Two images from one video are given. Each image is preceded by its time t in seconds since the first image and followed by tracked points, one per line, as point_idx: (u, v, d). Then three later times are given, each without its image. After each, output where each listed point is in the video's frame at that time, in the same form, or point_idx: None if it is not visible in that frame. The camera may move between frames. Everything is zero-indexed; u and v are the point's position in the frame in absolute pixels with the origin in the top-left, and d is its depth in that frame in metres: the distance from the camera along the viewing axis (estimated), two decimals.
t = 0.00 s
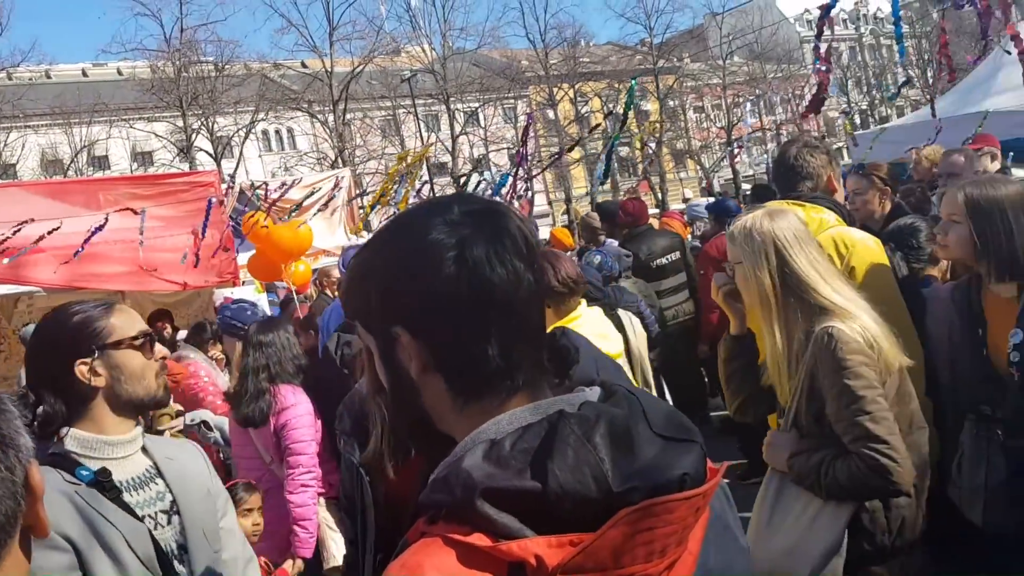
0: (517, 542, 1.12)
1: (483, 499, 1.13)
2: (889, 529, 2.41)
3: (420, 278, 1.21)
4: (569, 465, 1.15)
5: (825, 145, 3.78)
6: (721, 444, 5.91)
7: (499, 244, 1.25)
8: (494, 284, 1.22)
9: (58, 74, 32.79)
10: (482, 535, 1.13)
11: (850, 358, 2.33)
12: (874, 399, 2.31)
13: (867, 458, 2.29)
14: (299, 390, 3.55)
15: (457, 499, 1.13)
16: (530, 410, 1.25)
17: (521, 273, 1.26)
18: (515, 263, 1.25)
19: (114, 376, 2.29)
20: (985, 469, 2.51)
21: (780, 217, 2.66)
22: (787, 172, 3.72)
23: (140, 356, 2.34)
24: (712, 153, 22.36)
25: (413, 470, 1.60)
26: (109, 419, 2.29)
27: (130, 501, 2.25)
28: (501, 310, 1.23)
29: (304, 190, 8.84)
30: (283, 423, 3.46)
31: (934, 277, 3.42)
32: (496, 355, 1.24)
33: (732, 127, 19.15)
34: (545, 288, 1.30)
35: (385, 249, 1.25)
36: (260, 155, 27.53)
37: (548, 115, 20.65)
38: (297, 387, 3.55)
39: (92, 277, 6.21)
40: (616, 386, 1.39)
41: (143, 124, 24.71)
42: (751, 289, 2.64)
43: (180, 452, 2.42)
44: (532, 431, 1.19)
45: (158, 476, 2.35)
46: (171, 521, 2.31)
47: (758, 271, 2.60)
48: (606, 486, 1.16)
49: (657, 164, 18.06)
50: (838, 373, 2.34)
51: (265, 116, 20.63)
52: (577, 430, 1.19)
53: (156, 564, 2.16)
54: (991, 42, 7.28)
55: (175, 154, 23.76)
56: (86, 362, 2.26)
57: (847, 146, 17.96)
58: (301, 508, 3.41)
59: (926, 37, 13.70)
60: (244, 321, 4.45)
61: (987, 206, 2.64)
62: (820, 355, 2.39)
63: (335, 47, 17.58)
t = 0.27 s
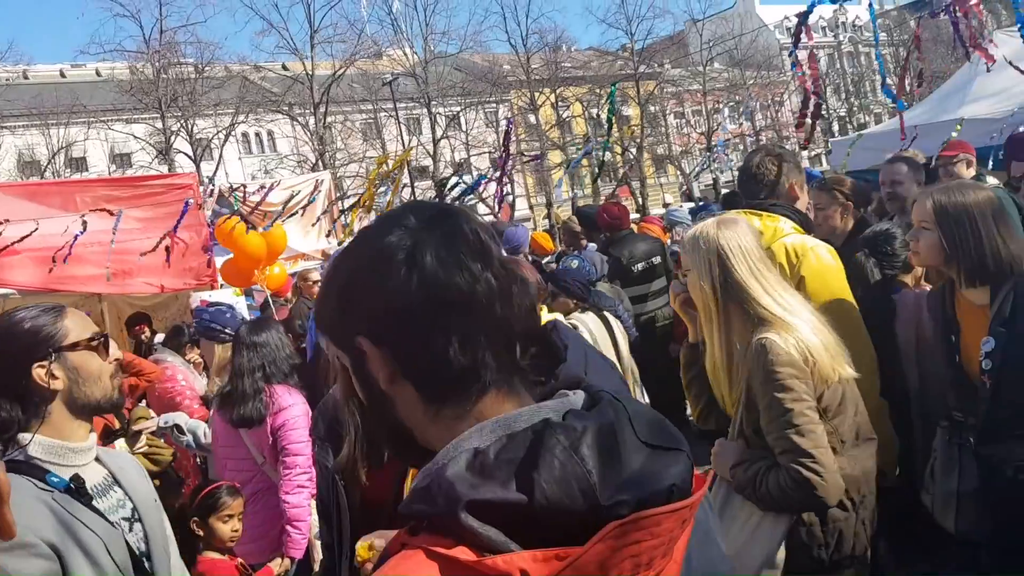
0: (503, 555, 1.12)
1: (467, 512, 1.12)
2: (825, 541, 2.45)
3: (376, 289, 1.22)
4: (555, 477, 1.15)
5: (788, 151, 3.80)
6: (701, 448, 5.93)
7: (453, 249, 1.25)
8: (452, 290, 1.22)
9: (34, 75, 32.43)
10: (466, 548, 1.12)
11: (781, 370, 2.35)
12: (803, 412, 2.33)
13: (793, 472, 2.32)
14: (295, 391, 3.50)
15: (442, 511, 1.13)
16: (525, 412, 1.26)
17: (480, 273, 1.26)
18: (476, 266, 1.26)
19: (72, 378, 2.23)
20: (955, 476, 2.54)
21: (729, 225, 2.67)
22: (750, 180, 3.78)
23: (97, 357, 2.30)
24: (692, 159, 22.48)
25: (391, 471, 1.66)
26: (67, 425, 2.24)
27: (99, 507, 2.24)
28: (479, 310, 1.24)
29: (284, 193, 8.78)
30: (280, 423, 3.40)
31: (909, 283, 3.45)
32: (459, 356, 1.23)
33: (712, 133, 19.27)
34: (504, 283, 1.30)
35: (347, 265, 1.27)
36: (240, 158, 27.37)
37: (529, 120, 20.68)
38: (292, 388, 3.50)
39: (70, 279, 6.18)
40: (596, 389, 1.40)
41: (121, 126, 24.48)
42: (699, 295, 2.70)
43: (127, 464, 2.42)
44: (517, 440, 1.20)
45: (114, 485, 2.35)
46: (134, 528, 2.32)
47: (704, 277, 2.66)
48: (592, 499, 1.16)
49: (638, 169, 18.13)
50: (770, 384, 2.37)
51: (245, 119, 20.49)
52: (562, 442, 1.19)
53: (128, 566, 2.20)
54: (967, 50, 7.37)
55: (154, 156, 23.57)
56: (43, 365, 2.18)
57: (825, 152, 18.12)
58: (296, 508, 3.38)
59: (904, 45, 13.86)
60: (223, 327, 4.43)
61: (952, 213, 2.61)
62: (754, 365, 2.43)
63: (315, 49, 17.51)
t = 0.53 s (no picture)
0: (501, 553, 1.13)
1: (466, 508, 1.13)
2: (787, 546, 2.55)
3: (364, 291, 1.23)
4: (555, 475, 1.16)
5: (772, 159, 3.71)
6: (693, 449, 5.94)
7: (443, 251, 1.25)
8: (442, 294, 1.22)
9: (30, 66, 32.36)
10: (464, 544, 1.13)
11: (738, 378, 2.42)
12: (759, 420, 2.39)
13: (746, 479, 2.37)
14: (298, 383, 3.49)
15: (441, 507, 1.14)
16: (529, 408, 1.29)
17: (468, 275, 1.26)
18: (464, 269, 1.26)
19: (60, 370, 2.24)
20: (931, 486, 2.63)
21: (700, 233, 2.72)
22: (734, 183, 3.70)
23: (85, 350, 2.32)
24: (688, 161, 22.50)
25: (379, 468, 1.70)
26: (53, 414, 2.24)
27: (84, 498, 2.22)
28: (470, 317, 1.25)
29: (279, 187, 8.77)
30: (281, 415, 3.39)
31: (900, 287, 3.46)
32: (447, 359, 1.24)
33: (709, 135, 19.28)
34: (492, 286, 1.30)
35: (336, 267, 1.28)
36: (236, 153, 27.33)
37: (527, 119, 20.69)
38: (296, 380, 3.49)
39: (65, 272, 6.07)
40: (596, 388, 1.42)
41: (117, 118, 24.43)
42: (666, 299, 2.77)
43: (113, 455, 2.42)
44: (515, 438, 1.21)
45: (99, 476, 2.35)
46: (117, 518, 2.32)
47: (671, 283, 2.73)
48: (593, 497, 1.17)
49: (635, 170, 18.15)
50: (728, 392, 2.44)
51: (242, 113, 20.46)
52: (563, 440, 1.20)
53: (113, 561, 2.17)
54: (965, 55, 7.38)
55: (150, 149, 23.53)
56: (31, 356, 2.20)
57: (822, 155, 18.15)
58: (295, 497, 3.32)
59: (901, 50, 13.89)
60: (217, 322, 4.41)
61: (935, 219, 2.61)
62: (714, 372, 2.50)
63: (314, 45, 17.50)
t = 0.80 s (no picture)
0: (523, 546, 1.15)
1: (488, 501, 1.14)
2: (778, 543, 2.58)
3: (388, 293, 1.23)
4: (577, 470, 1.17)
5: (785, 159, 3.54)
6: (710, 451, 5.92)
7: (467, 259, 1.26)
8: (464, 303, 1.23)
9: (54, 59, 32.64)
10: (486, 536, 1.15)
11: (740, 380, 2.50)
12: (758, 420, 2.46)
13: (746, 477, 2.42)
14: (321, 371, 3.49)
15: (463, 500, 1.14)
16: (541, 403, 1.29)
17: (489, 283, 1.27)
18: (485, 277, 1.26)
19: (85, 356, 2.26)
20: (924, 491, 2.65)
21: (703, 237, 2.83)
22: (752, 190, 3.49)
23: (111, 337, 2.32)
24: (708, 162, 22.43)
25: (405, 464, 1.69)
26: (78, 399, 2.25)
27: (105, 481, 2.23)
28: (493, 327, 1.26)
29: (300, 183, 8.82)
30: (306, 401, 3.39)
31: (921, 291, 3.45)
32: (464, 366, 1.25)
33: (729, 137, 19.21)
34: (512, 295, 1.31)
35: (359, 268, 1.28)
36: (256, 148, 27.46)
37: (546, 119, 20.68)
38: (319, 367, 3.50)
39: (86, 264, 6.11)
40: (616, 383, 1.41)
41: (140, 112, 24.62)
42: (667, 302, 2.88)
43: (145, 436, 2.41)
44: (537, 433, 1.21)
45: (126, 457, 2.34)
46: (143, 500, 2.30)
47: (672, 286, 2.83)
48: (615, 492, 1.18)
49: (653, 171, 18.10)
50: (729, 394, 2.51)
51: (264, 109, 20.57)
52: (585, 435, 1.20)
53: (131, 543, 2.20)
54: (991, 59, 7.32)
55: (171, 143, 23.67)
56: (57, 343, 2.23)
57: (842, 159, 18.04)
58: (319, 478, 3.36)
59: (926, 54, 13.78)
60: (233, 315, 4.42)
61: (942, 226, 2.69)
62: (716, 373, 2.58)
63: (335, 42, 17.56)
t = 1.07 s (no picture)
0: (545, 544, 1.13)
1: (509, 499, 1.13)
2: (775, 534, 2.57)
3: (409, 301, 1.23)
4: (599, 468, 1.16)
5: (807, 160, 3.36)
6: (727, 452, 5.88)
7: (487, 265, 1.26)
8: (482, 309, 1.23)
9: (77, 54, 32.94)
10: (507, 534, 1.14)
11: (744, 375, 2.50)
12: (762, 416, 2.45)
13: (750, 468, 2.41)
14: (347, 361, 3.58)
15: (483, 498, 1.13)
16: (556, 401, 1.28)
17: (508, 290, 1.26)
18: (503, 282, 1.26)
19: (114, 344, 2.27)
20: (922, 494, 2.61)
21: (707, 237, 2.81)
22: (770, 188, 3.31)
23: (138, 325, 2.33)
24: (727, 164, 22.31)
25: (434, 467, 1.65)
26: (111, 383, 2.27)
27: (143, 460, 2.26)
28: (512, 337, 1.26)
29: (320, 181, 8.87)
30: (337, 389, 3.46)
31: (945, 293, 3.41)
32: (479, 370, 1.24)
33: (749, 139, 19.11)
34: (533, 303, 1.30)
35: (381, 272, 1.28)
36: (276, 145, 27.59)
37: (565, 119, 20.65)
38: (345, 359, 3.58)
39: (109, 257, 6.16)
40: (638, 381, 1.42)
41: (161, 108, 24.78)
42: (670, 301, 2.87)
43: (177, 422, 2.44)
44: (558, 430, 1.20)
45: (160, 441, 2.36)
46: (179, 479, 2.32)
47: (674, 285, 2.83)
48: (637, 492, 1.17)
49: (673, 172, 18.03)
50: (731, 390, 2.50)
51: (284, 106, 20.65)
52: (607, 434, 1.20)
53: (171, 517, 2.16)
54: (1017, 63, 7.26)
55: (191, 138, 23.83)
56: (87, 331, 2.24)
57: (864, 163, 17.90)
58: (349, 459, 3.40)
59: (949, 57, 13.66)
60: (253, 310, 4.44)
61: (949, 230, 2.51)
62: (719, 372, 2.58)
63: (355, 39, 17.62)
